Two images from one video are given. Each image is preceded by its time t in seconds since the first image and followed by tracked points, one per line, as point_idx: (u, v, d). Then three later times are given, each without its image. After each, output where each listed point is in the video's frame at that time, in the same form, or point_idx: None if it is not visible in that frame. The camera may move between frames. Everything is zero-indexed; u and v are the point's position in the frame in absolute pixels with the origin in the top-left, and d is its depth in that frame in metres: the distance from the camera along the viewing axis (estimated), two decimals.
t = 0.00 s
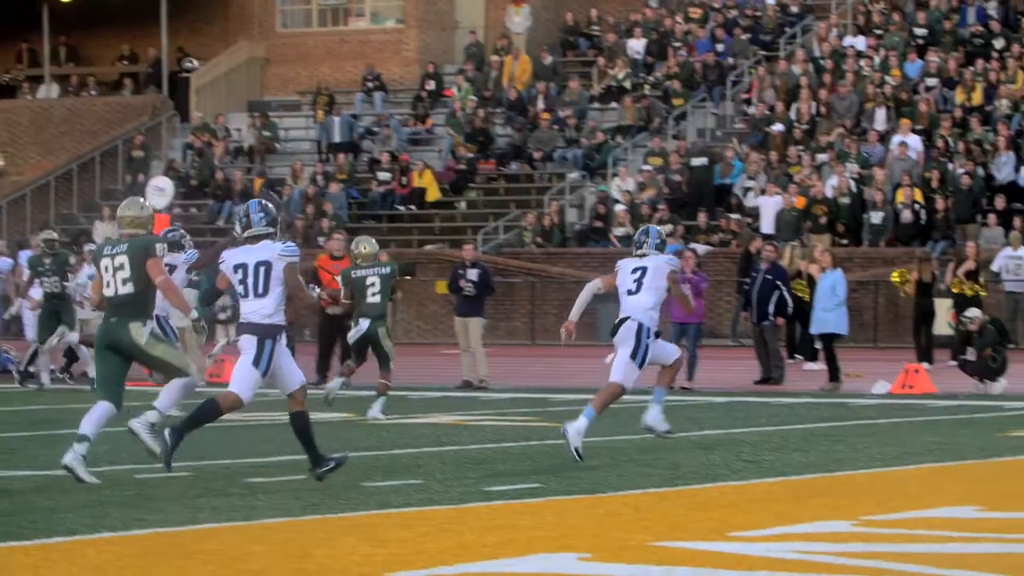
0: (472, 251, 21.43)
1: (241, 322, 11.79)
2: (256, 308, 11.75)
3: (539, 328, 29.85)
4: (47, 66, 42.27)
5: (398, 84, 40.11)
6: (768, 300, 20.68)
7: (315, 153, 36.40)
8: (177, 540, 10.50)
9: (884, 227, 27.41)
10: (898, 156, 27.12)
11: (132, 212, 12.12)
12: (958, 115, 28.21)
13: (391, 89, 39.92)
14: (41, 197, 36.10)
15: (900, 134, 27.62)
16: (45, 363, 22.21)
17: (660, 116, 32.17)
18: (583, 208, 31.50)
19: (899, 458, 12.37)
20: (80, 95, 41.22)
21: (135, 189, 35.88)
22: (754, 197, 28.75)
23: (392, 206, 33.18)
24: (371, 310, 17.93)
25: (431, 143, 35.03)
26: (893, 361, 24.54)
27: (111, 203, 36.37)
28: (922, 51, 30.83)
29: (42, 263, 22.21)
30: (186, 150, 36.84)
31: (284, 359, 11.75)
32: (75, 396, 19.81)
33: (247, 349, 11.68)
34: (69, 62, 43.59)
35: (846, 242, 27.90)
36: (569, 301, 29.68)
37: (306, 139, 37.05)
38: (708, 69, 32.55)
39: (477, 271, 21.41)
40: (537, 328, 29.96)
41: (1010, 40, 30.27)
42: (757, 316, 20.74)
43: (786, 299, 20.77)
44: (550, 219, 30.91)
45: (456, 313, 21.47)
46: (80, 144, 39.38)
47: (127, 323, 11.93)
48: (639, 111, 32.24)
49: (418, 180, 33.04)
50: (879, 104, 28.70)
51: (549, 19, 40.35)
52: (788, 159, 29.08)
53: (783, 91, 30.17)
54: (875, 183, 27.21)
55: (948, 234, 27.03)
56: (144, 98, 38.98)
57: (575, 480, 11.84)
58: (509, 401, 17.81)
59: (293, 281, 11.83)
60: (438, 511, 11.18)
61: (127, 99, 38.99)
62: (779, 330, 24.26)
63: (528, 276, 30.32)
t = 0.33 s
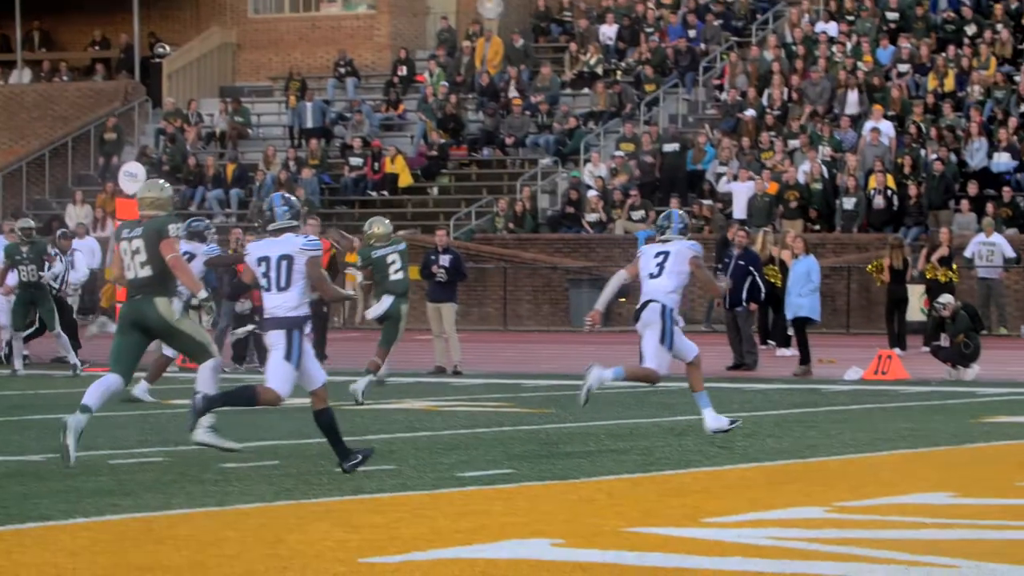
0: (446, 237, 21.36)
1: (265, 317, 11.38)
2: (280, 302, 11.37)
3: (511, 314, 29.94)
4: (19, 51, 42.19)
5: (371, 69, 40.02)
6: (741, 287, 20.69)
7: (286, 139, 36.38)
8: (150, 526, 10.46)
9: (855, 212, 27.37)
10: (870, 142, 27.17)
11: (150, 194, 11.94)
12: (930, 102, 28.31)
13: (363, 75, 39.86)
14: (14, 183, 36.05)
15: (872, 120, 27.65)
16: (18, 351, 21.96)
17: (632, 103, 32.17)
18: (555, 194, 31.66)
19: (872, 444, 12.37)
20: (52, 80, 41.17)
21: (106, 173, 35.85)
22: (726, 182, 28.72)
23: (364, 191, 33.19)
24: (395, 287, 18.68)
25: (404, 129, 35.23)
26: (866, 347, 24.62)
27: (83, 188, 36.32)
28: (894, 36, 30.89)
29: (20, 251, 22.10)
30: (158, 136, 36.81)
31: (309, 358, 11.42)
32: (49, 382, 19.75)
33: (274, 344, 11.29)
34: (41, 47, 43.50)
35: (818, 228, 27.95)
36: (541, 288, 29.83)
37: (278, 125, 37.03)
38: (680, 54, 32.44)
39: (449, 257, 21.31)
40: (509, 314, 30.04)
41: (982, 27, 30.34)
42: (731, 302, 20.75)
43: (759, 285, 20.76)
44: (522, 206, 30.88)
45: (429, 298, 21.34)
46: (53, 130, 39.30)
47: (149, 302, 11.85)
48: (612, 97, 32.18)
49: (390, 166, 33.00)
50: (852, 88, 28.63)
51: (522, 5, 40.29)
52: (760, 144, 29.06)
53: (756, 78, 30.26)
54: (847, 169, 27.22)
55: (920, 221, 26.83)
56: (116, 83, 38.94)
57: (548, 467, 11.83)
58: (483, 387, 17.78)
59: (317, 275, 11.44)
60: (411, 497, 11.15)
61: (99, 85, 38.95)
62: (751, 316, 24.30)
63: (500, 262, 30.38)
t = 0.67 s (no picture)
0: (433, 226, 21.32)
1: (301, 316, 11.40)
2: (313, 300, 11.38)
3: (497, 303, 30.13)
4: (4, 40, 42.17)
5: (356, 58, 39.94)
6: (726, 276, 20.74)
7: (272, 127, 36.36)
8: (135, 515, 10.45)
9: (843, 201, 27.61)
10: (856, 130, 27.09)
11: (185, 182, 11.66)
12: (916, 90, 28.26)
13: (348, 63, 39.78)
14: None
15: (858, 107, 27.52)
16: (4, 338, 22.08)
17: (617, 91, 32.09)
18: (541, 181, 31.82)
19: (858, 433, 12.38)
20: (38, 68, 41.17)
21: (92, 160, 35.86)
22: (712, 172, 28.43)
23: (350, 180, 33.15)
24: (425, 269, 19.42)
25: (390, 118, 35.33)
26: (852, 336, 24.66)
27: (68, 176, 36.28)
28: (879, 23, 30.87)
29: (12, 239, 22.08)
30: (143, 124, 36.79)
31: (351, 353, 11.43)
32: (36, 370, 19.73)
33: (314, 344, 11.35)
34: (28, 36, 43.50)
35: (804, 216, 28.01)
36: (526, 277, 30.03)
37: (263, 113, 37.00)
38: (666, 43, 32.37)
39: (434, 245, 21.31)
40: (495, 302, 30.25)
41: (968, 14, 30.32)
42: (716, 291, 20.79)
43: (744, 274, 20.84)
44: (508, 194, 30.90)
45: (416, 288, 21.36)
46: (40, 117, 39.28)
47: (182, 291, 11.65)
48: (597, 85, 32.13)
49: (376, 155, 32.91)
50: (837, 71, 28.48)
51: None
52: (746, 133, 29.04)
53: (742, 66, 30.20)
54: (832, 158, 27.21)
55: (906, 209, 26.96)
56: (102, 71, 38.93)
57: (534, 455, 11.82)
58: (469, 375, 17.80)
59: (349, 273, 11.37)
60: (396, 486, 11.16)
61: (85, 73, 38.98)
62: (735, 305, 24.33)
63: (486, 251, 30.49)
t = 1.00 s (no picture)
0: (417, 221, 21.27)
1: (333, 304, 11.50)
2: (341, 289, 11.48)
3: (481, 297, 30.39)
4: None
5: (340, 52, 39.90)
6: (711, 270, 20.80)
7: (256, 121, 36.39)
8: (119, 509, 10.43)
9: (826, 195, 27.57)
10: (840, 124, 26.86)
11: (217, 183, 11.67)
12: (900, 84, 28.25)
13: (332, 57, 39.74)
14: None
15: (842, 101, 27.34)
16: None
17: (601, 84, 32.06)
18: (524, 176, 31.71)
19: (842, 427, 12.39)
20: (22, 62, 41.21)
21: (74, 154, 35.89)
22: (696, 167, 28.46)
23: (334, 174, 33.14)
24: (447, 263, 19.15)
25: (373, 112, 35.29)
26: (835, 330, 24.70)
27: (52, 169, 36.22)
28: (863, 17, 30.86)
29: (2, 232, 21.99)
30: (128, 118, 36.85)
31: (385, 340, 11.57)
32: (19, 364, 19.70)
33: (350, 335, 11.44)
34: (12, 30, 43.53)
35: (788, 211, 27.96)
36: (510, 271, 30.19)
37: (247, 107, 37.01)
38: (650, 37, 32.38)
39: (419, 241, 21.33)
40: (478, 298, 30.52)
41: (952, 7, 30.35)
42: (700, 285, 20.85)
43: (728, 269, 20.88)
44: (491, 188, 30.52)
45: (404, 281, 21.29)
46: (24, 110, 39.45)
47: (210, 292, 11.63)
48: (581, 79, 32.09)
49: (360, 148, 32.71)
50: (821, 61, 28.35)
51: None
52: (730, 126, 29.03)
53: (725, 59, 30.27)
54: (817, 151, 27.08)
55: (889, 204, 26.93)
56: (86, 65, 38.97)
57: (517, 450, 11.81)
58: (452, 370, 17.79)
59: (374, 262, 11.43)
60: (379, 480, 11.15)
61: (69, 66, 39.04)
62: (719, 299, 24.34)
63: (471, 245, 30.49)
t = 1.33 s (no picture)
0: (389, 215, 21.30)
1: (348, 299, 11.46)
2: (354, 284, 11.45)
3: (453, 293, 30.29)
4: None
5: (312, 48, 39.90)
6: (683, 265, 20.77)
7: (228, 117, 36.45)
8: (91, 505, 10.40)
9: (799, 190, 27.47)
10: (812, 119, 27.08)
11: (232, 185, 11.73)
12: (873, 80, 28.32)
13: (304, 52, 39.73)
14: None
15: (814, 98, 27.67)
16: None
17: (573, 80, 32.06)
18: (496, 171, 31.53)
19: (814, 423, 12.40)
20: None
21: (46, 149, 35.95)
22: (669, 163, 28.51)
23: (306, 170, 33.24)
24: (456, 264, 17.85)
25: (345, 107, 35.29)
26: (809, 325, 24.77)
27: (25, 164, 36.22)
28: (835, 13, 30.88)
29: None
30: (100, 114, 36.92)
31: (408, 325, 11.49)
32: None
33: (371, 323, 11.40)
34: None
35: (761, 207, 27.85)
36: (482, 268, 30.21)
37: (219, 102, 37.04)
38: (622, 32, 32.39)
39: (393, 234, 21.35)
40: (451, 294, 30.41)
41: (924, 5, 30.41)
42: (673, 280, 20.84)
43: (701, 264, 20.84)
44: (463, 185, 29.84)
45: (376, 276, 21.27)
46: None
47: (224, 292, 11.61)
48: (553, 75, 32.02)
49: (332, 144, 32.91)
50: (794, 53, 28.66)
51: None
52: (701, 122, 29.09)
53: (697, 55, 30.33)
54: (789, 147, 27.33)
55: (862, 199, 26.90)
56: (59, 61, 39.02)
57: (488, 446, 11.80)
58: (425, 366, 17.77)
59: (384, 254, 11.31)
60: (350, 476, 11.13)
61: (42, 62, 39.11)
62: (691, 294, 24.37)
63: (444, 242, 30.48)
